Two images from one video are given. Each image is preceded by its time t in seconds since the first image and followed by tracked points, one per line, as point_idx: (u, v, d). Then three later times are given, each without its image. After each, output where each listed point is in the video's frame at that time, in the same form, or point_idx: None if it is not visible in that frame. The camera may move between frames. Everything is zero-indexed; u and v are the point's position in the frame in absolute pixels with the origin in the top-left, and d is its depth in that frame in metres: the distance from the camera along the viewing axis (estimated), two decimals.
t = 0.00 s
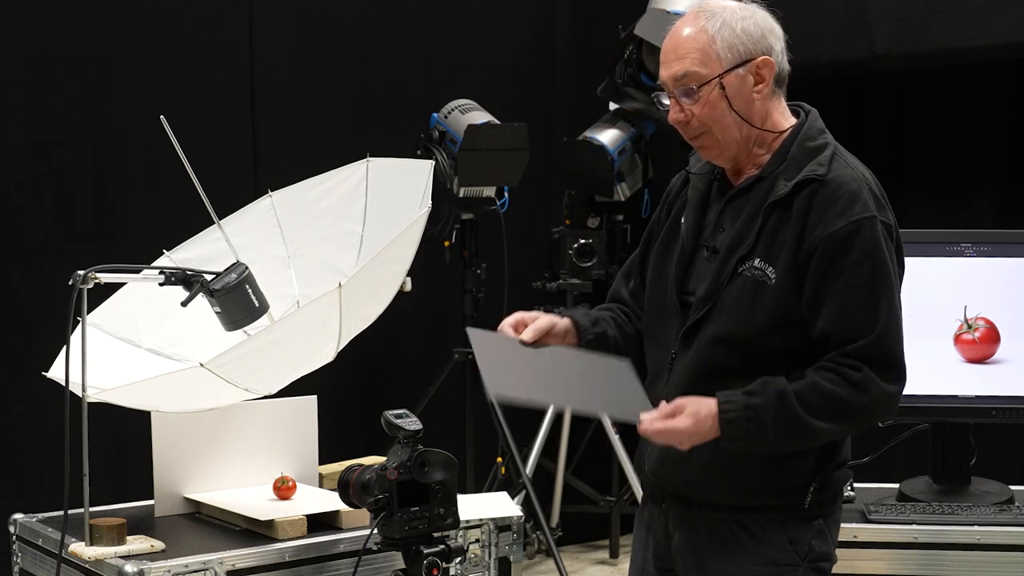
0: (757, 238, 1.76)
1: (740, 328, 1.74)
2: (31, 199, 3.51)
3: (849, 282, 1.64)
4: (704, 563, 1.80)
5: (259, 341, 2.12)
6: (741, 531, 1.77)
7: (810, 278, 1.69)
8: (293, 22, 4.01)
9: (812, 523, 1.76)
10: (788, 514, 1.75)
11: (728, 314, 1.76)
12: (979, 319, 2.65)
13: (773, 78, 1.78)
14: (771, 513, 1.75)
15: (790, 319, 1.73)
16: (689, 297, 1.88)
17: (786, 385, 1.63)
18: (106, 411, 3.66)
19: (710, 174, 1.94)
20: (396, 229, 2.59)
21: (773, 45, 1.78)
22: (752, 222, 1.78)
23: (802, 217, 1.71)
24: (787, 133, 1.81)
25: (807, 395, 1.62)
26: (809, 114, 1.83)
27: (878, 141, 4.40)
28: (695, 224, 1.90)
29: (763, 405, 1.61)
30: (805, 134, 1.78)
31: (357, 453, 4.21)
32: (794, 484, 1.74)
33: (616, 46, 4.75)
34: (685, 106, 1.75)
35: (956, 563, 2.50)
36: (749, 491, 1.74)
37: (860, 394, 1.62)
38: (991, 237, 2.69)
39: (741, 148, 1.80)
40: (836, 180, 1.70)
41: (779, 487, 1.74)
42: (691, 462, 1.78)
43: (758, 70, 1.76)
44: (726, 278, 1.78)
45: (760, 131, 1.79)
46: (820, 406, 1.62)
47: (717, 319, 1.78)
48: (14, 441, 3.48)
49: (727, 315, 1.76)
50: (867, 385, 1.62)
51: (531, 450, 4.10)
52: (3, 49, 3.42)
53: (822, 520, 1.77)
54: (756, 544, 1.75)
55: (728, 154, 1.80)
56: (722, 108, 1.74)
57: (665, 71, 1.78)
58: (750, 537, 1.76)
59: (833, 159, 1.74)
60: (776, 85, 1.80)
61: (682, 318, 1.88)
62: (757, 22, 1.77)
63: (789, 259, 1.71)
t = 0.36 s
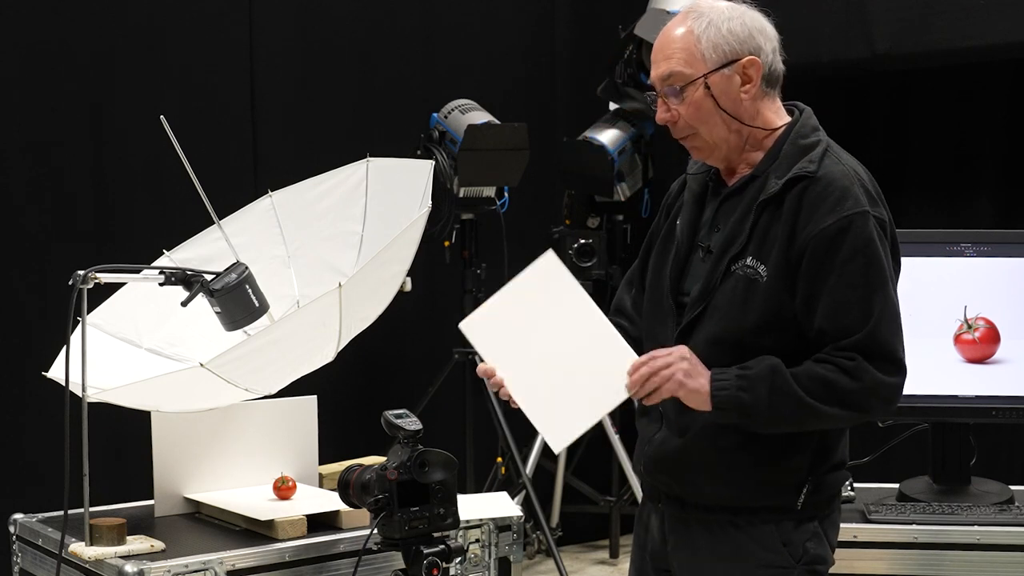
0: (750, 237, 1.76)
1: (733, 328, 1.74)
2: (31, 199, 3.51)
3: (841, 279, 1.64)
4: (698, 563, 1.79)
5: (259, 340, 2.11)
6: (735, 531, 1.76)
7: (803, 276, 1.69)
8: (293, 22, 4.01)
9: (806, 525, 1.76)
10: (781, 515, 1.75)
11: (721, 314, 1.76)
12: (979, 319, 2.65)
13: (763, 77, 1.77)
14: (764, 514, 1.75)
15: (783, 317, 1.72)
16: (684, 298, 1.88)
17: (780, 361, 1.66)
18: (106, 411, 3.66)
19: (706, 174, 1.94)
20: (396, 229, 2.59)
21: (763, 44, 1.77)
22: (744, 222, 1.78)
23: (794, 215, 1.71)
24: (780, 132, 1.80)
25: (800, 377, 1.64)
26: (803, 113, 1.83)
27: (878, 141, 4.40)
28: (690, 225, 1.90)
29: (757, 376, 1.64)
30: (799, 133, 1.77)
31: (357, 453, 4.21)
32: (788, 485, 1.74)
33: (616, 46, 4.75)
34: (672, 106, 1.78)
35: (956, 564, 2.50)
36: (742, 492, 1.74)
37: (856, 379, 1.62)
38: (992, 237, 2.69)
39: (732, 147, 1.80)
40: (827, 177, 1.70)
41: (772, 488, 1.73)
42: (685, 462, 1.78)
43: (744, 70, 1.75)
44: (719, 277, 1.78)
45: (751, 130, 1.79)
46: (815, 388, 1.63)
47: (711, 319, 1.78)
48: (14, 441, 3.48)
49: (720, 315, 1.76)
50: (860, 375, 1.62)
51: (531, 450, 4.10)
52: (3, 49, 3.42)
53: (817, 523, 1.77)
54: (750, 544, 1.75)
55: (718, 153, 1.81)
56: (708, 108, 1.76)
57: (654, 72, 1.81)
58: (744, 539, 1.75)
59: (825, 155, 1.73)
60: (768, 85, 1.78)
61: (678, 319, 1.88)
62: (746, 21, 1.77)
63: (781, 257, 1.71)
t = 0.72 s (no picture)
0: (748, 238, 1.76)
1: (731, 329, 1.74)
2: (31, 199, 3.51)
3: (839, 279, 1.64)
4: (696, 565, 1.80)
5: (259, 340, 2.12)
6: (731, 534, 1.76)
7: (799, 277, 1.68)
8: (293, 22, 4.01)
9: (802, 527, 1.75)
10: (777, 518, 1.74)
11: (719, 314, 1.77)
12: (979, 319, 2.65)
13: (761, 77, 1.76)
14: (760, 517, 1.74)
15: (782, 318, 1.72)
16: (684, 298, 1.88)
17: (776, 360, 1.65)
18: (106, 411, 3.66)
19: (708, 175, 1.94)
20: (396, 229, 2.59)
21: (760, 43, 1.76)
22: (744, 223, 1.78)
23: (792, 215, 1.71)
24: (779, 133, 1.80)
25: (796, 377, 1.63)
26: (805, 113, 1.82)
27: (878, 141, 4.40)
28: (692, 225, 1.91)
29: (750, 374, 1.63)
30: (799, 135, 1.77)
31: (357, 453, 4.21)
32: (784, 487, 1.73)
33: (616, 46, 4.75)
34: (668, 109, 1.79)
35: (956, 563, 2.50)
36: (738, 494, 1.74)
37: (849, 381, 1.62)
38: (992, 237, 2.69)
39: (731, 149, 1.80)
40: (827, 177, 1.69)
41: (768, 491, 1.73)
42: (685, 466, 1.78)
43: (741, 70, 1.75)
44: (719, 278, 1.79)
45: (750, 131, 1.79)
46: (808, 388, 1.63)
47: (710, 318, 1.78)
48: (14, 441, 3.48)
49: (719, 315, 1.76)
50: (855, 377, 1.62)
51: (531, 450, 4.10)
52: (3, 49, 3.42)
53: (814, 525, 1.76)
54: (746, 547, 1.75)
55: (717, 154, 1.82)
56: (705, 109, 1.76)
57: (651, 73, 1.82)
58: (740, 541, 1.75)
59: (824, 157, 1.73)
60: (767, 84, 1.78)
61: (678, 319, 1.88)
62: (743, 20, 1.77)
63: (779, 258, 1.71)
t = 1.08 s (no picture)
0: (745, 240, 1.76)
1: (726, 329, 1.74)
2: (31, 199, 3.51)
3: (833, 283, 1.63)
4: (694, 566, 1.80)
5: (259, 340, 2.12)
6: (729, 536, 1.76)
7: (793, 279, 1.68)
8: (293, 22, 4.01)
9: (799, 530, 1.75)
10: (774, 521, 1.74)
11: (716, 315, 1.77)
12: (979, 319, 2.65)
13: (760, 77, 1.76)
14: (758, 519, 1.74)
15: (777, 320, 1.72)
16: (682, 298, 1.88)
17: (766, 375, 1.64)
18: (106, 411, 3.66)
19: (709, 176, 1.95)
20: (396, 229, 2.59)
21: (758, 42, 1.76)
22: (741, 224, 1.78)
23: (787, 217, 1.71)
24: (779, 132, 1.80)
25: (787, 388, 1.62)
26: (805, 114, 1.82)
27: (878, 141, 4.40)
28: (691, 226, 1.91)
29: (742, 394, 1.62)
30: (797, 137, 1.77)
31: (357, 453, 4.21)
32: (780, 491, 1.73)
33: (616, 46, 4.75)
34: (667, 111, 1.79)
35: (956, 563, 2.50)
36: (735, 496, 1.74)
37: (844, 391, 1.61)
38: (992, 237, 2.69)
39: (732, 147, 1.80)
40: (822, 179, 1.69)
41: (765, 494, 1.73)
42: (682, 468, 1.78)
43: (740, 70, 1.75)
44: (716, 279, 1.79)
45: (749, 130, 1.79)
46: (802, 401, 1.62)
47: (707, 320, 1.79)
48: (14, 441, 3.48)
49: (715, 315, 1.77)
50: (852, 383, 1.61)
51: (531, 450, 4.10)
52: (3, 49, 3.42)
53: (812, 528, 1.75)
54: (744, 549, 1.75)
55: (716, 155, 1.82)
56: (704, 110, 1.76)
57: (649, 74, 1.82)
58: (737, 543, 1.75)
59: (822, 158, 1.72)
60: (767, 84, 1.78)
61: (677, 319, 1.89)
62: (740, 21, 1.77)
63: (773, 259, 1.71)
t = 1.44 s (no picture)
0: (740, 237, 1.76)
1: (722, 326, 1.74)
2: (32, 199, 3.51)
3: (815, 276, 1.62)
4: (694, 565, 1.80)
5: (259, 341, 2.12)
6: (730, 537, 1.77)
7: (782, 273, 1.68)
8: (293, 22, 4.01)
9: (800, 531, 1.74)
10: (774, 521, 1.74)
11: (712, 313, 1.76)
12: (979, 319, 2.64)
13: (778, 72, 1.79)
14: (758, 520, 1.74)
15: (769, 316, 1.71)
16: (681, 298, 1.88)
17: (723, 372, 1.63)
18: (106, 411, 3.66)
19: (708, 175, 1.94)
20: (396, 229, 2.59)
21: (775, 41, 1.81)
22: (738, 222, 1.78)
23: (781, 213, 1.70)
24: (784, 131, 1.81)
25: (744, 388, 1.62)
26: (804, 110, 1.82)
27: (878, 140, 4.40)
28: (691, 225, 1.91)
29: (696, 390, 1.63)
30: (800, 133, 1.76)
31: (357, 453, 4.21)
32: (780, 492, 1.72)
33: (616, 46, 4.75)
34: (706, 80, 1.73)
35: (956, 563, 2.50)
36: (736, 498, 1.74)
37: (798, 389, 1.59)
38: (992, 237, 2.69)
39: (751, 134, 1.77)
40: (814, 174, 1.68)
41: (766, 496, 1.73)
42: (683, 470, 1.78)
43: (767, 55, 1.77)
44: (712, 277, 1.79)
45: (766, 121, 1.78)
46: (759, 398, 1.61)
47: (703, 317, 1.78)
48: (14, 441, 3.48)
49: (711, 313, 1.77)
50: (817, 380, 1.59)
51: (532, 450, 4.10)
52: (3, 49, 3.42)
53: (812, 529, 1.75)
54: (745, 551, 1.75)
55: (735, 140, 1.77)
56: (742, 83, 1.73)
57: (668, 55, 1.78)
58: (738, 545, 1.75)
59: (818, 154, 1.71)
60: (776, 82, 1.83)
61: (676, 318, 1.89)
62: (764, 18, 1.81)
63: (766, 254, 1.70)
